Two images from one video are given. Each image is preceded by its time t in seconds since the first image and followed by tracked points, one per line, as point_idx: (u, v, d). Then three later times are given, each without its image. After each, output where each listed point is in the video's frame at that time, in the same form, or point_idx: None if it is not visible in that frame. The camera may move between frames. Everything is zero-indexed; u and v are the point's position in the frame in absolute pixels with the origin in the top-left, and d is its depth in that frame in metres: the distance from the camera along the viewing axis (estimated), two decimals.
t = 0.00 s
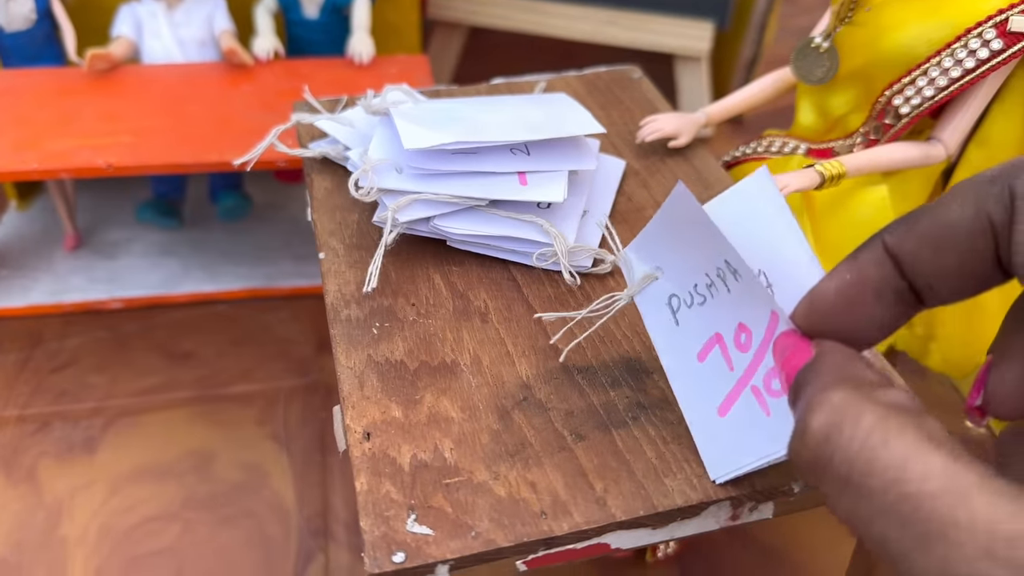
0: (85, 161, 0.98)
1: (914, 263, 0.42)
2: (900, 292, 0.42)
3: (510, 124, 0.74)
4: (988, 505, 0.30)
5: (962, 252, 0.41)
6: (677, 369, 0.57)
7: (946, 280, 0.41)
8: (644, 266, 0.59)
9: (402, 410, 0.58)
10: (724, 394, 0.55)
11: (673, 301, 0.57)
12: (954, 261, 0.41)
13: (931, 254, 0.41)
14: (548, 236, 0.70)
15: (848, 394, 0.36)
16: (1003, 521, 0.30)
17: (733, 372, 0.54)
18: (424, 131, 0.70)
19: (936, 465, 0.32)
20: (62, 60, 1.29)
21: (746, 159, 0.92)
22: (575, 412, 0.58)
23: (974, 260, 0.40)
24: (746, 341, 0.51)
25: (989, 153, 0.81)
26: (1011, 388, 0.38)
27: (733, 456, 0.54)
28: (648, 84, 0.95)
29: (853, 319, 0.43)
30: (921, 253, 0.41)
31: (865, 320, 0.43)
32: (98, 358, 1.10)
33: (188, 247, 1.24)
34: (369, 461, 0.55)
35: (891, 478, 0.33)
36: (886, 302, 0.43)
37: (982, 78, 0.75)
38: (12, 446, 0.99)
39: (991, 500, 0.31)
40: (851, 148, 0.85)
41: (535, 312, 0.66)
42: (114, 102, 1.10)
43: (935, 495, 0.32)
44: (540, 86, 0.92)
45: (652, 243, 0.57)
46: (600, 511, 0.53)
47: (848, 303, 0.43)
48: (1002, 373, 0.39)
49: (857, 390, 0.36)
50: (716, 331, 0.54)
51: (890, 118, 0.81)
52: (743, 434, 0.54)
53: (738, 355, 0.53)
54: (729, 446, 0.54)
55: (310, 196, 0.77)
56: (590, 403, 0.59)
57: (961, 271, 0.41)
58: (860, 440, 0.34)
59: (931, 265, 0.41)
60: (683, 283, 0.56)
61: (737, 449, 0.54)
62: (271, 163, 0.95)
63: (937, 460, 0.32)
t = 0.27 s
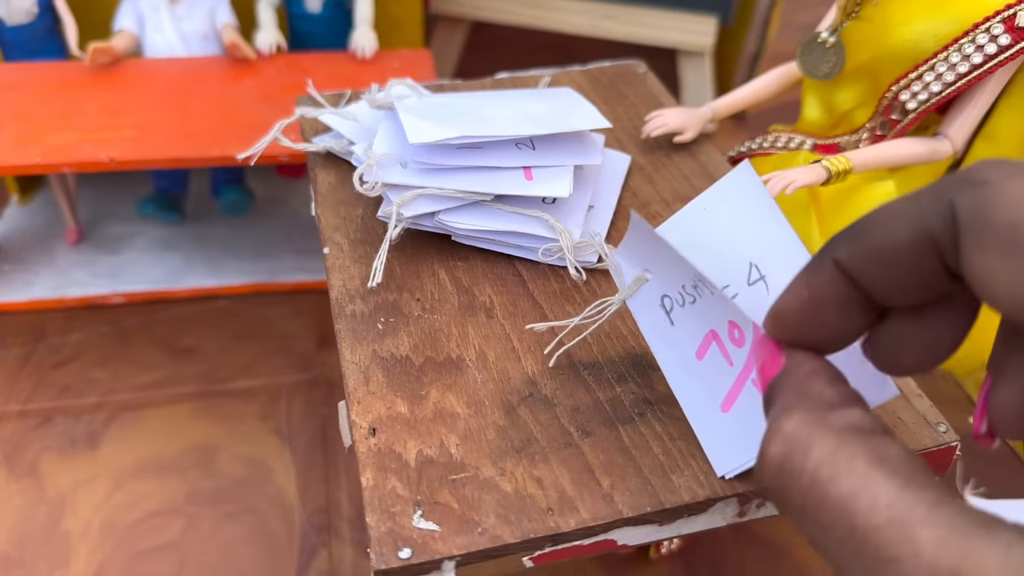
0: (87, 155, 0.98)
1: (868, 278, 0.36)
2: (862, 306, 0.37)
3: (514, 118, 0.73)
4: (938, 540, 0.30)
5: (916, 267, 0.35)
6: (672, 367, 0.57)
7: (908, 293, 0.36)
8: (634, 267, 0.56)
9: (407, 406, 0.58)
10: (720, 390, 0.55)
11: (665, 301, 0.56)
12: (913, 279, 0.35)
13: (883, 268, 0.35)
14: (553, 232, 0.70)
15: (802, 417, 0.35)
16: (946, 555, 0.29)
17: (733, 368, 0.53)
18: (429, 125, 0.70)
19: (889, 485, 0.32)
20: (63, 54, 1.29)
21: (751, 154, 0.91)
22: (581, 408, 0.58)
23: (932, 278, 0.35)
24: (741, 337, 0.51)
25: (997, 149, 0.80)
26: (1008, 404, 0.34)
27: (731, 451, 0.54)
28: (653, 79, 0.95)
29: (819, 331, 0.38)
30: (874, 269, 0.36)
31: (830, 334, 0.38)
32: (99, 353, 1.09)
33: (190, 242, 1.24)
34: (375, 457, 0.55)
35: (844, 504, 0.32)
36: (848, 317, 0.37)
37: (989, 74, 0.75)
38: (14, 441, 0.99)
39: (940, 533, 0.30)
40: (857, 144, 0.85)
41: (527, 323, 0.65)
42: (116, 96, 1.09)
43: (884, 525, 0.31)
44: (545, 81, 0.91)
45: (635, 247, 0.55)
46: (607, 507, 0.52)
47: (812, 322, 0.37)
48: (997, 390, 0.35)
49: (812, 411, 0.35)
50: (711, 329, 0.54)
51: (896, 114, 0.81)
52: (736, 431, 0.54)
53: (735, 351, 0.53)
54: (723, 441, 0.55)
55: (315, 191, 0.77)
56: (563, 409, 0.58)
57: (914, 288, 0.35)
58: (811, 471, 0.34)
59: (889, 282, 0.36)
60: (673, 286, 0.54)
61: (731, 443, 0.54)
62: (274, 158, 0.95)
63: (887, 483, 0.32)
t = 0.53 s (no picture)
0: (90, 149, 0.98)
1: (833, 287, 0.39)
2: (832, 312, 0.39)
3: (519, 113, 0.73)
4: (904, 562, 0.32)
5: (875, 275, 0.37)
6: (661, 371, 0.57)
7: (874, 300, 0.38)
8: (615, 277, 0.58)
9: (414, 401, 0.58)
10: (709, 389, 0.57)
11: (651, 308, 0.58)
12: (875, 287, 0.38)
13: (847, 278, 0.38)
14: (559, 227, 0.70)
15: (779, 438, 0.39)
16: None
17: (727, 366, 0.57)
18: (434, 121, 0.69)
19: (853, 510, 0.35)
20: (65, 48, 1.29)
21: (757, 150, 0.91)
22: (588, 404, 0.58)
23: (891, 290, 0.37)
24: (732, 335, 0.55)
25: (1004, 145, 0.80)
26: (947, 417, 0.40)
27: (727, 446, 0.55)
28: (658, 74, 0.94)
29: (796, 343, 0.41)
30: (839, 280, 0.38)
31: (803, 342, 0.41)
32: (102, 348, 1.09)
33: (192, 237, 1.23)
34: (381, 453, 0.54)
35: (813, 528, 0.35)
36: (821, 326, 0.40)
37: (997, 69, 0.74)
38: (17, 436, 0.98)
39: (906, 557, 0.32)
40: (864, 140, 0.85)
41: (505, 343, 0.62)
42: (118, 90, 1.09)
43: (853, 550, 0.34)
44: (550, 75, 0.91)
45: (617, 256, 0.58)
46: (615, 504, 0.52)
47: (786, 333, 0.40)
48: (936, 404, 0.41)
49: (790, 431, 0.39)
50: (700, 330, 0.57)
51: (903, 110, 0.81)
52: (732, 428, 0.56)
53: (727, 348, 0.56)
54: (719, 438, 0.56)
55: (319, 186, 0.77)
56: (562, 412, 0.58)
57: (876, 295, 0.38)
58: (785, 492, 0.37)
59: (855, 291, 0.38)
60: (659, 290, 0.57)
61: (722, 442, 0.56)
62: (277, 153, 0.94)
63: (857, 508, 0.35)
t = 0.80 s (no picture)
0: (94, 142, 0.97)
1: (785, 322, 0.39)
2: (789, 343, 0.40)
3: (527, 106, 0.72)
4: None
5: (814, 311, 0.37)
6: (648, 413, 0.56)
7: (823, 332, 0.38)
8: (574, 349, 0.58)
9: (423, 396, 0.58)
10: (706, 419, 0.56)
11: (618, 366, 0.57)
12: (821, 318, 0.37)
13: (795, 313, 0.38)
14: (568, 220, 0.69)
15: (753, 481, 0.38)
16: None
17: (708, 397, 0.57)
18: (442, 113, 0.69)
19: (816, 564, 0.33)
20: (67, 41, 1.28)
21: (766, 144, 0.91)
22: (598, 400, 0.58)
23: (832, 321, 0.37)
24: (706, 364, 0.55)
25: (1015, 140, 0.79)
26: (877, 467, 0.43)
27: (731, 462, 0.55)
28: (665, 68, 0.94)
29: (759, 367, 0.42)
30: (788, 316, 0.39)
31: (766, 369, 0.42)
32: (105, 342, 1.09)
33: (195, 231, 1.23)
34: (391, 448, 0.54)
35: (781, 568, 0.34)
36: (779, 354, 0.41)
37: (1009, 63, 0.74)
38: (20, 430, 0.98)
39: None
40: (873, 134, 0.85)
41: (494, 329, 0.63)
42: (121, 83, 1.08)
43: None
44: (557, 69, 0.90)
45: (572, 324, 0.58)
46: (626, 499, 0.52)
47: (748, 358, 0.42)
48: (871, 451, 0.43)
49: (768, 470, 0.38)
50: (676, 370, 0.57)
51: (913, 104, 0.81)
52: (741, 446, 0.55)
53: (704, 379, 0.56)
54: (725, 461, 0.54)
55: (325, 179, 0.76)
56: (551, 422, 0.56)
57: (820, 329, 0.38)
58: (757, 536, 0.36)
59: (802, 324, 0.38)
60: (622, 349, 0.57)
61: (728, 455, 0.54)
62: (282, 146, 0.94)
63: (821, 560, 0.33)
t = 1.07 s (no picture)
0: (95, 136, 0.97)
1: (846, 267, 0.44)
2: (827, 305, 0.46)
3: (533, 100, 0.72)
4: None
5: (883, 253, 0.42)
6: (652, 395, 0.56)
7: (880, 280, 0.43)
8: (575, 342, 0.58)
9: (429, 392, 0.57)
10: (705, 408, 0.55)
11: (617, 363, 0.57)
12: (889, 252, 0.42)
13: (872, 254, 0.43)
14: (575, 216, 0.69)
15: (766, 488, 0.42)
16: None
17: (702, 404, 0.55)
18: (448, 107, 0.69)
19: (815, 553, 0.38)
20: (68, 35, 1.27)
21: (772, 139, 0.90)
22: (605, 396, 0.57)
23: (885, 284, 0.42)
24: (702, 364, 0.55)
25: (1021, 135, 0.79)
26: (894, 479, 0.43)
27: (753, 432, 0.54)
28: (670, 62, 0.93)
29: (790, 322, 0.48)
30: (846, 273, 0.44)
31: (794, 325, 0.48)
32: (107, 337, 1.08)
33: (197, 226, 1.22)
34: (397, 444, 0.54)
35: (780, 565, 0.38)
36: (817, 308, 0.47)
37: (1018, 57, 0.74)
38: (21, 426, 0.98)
39: None
40: (880, 129, 0.84)
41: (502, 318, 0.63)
42: (122, 77, 1.08)
43: None
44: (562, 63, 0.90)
45: (582, 315, 0.58)
46: (635, 496, 0.52)
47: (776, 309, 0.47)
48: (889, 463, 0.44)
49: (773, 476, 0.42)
50: (670, 372, 0.56)
51: (921, 99, 0.80)
52: (773, 421, 0.53)
53: (700, 382, 0.55)
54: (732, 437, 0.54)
55: (329, 173, 0.76)
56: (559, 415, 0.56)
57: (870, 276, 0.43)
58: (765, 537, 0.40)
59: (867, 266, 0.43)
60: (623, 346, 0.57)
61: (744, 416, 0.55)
62: (284, 141, 0.93)
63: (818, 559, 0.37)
